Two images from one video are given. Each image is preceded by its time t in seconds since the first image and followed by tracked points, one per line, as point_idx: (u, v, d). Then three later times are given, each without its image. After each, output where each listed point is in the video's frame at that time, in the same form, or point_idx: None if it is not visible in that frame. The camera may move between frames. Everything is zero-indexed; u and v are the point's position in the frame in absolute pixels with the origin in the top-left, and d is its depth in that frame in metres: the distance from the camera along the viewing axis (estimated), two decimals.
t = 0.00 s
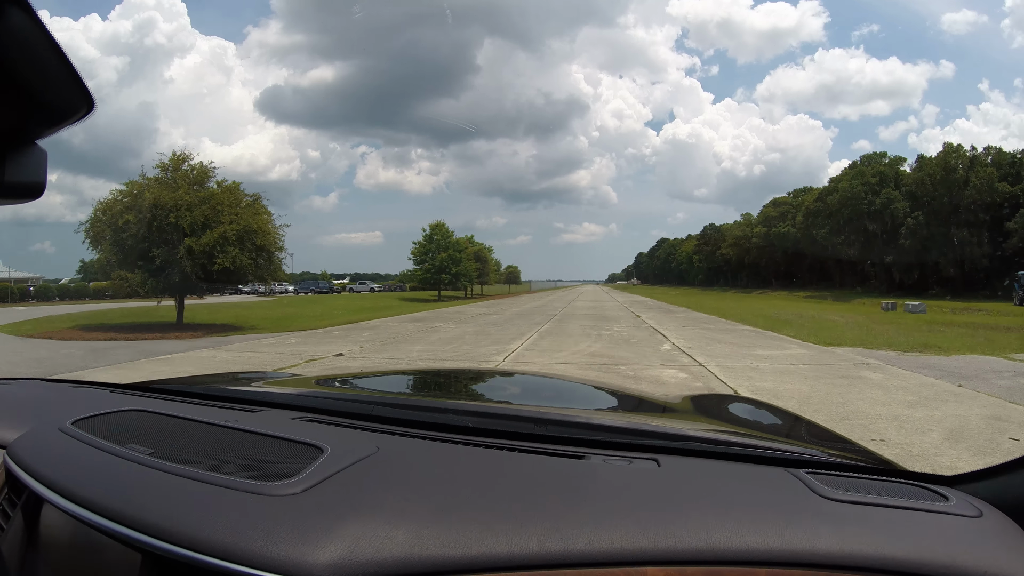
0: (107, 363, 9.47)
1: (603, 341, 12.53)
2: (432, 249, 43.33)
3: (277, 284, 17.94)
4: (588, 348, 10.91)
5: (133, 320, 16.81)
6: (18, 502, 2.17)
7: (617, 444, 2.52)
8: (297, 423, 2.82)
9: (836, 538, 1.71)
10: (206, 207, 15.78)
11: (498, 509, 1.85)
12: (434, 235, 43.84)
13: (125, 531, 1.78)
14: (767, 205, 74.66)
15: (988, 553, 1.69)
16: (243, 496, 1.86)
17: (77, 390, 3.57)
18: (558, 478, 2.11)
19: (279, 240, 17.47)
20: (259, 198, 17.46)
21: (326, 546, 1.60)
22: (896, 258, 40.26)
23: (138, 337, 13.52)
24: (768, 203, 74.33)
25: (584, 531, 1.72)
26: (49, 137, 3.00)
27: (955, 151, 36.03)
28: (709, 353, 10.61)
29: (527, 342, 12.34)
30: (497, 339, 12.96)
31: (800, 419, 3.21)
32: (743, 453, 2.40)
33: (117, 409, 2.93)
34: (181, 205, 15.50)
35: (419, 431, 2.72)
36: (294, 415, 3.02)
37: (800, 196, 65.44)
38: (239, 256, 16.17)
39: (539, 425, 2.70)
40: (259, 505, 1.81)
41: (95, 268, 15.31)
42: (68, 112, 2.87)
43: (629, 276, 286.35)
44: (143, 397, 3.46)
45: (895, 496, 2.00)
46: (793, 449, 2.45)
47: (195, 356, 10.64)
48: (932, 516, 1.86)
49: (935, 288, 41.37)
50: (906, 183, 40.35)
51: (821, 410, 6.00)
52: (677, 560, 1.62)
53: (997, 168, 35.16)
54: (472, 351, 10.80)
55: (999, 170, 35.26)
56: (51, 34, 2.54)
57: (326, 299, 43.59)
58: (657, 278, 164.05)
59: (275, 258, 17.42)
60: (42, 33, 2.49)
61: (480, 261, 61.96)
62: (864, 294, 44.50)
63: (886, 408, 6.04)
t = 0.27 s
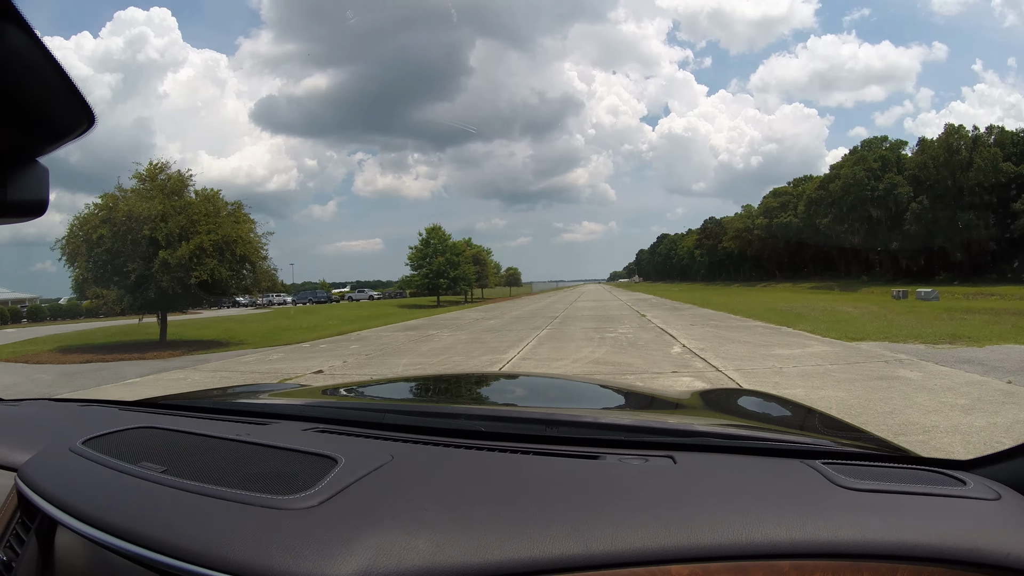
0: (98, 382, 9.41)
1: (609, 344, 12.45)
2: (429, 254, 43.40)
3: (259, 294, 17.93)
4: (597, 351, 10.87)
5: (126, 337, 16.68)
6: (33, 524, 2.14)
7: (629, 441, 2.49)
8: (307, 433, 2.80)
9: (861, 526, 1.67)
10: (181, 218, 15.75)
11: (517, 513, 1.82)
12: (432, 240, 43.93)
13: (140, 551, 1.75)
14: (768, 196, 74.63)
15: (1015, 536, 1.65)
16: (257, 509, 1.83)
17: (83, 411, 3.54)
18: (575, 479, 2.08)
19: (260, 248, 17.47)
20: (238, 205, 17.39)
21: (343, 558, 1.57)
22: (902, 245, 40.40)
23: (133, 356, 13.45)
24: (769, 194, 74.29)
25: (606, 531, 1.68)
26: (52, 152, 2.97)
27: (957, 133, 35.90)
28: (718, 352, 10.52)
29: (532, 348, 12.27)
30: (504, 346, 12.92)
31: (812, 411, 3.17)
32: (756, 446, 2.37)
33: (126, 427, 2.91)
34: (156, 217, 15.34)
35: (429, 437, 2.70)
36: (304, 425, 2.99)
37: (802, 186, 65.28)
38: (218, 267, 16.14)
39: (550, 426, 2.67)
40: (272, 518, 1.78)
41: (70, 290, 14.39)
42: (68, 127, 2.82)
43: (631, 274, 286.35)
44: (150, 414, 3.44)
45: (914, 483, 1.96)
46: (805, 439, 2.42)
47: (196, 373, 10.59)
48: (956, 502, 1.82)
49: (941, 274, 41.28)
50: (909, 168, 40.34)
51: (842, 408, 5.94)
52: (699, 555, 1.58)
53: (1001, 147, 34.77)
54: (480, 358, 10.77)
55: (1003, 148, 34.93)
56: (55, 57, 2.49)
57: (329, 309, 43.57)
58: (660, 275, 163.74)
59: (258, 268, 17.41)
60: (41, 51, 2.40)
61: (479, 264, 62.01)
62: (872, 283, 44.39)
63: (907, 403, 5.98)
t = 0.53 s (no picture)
0: (102, 370, 9.54)
1: (615, 334, 12.49)
2: (431, 238, 43.45)
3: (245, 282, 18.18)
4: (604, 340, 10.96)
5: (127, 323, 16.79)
6: (43, 501, 2.24)
7: (629, 426, 2.56)
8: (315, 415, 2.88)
9: (851, 515, 1.74)
10: (165, 200, 15.37)
11: (514, 494, 1.89)
12: (434, 224, 43.76)
13: (150, 526, 1.84)
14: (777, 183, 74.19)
15: (1001, 526, 1.72)
16: (265, 487, 1.92)
17: (93, 391, 3.65)
18: (573, 461, 2.15)
19: (248, 233, 17.62)
20: (227, 188, 17.41)
21: (346, 535, 1.65)
22: (913, 234, 40.54)
23: (134, 342, 13.59)
24: (778, 180, 73.84)
25: (599, 513, 1.75)
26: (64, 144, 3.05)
27: (971, 120, 35.51)
28: (726, 344, 10.51)
29: (538, 337, 12.32)
30: (511, 334, 13.04)
31: (813, 399, 3.23)
32: (755, 433, 2.43)
33: (134, 407, 2.99)
34: (138, 202, 14.67)
35: (435, 419, 2.77)
36: (311, 406, 3.08)
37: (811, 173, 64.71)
38: (201, 252, 16.10)
39: (553, 409, 2.74)
40: (283, 497, 1.85)
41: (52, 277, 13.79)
42: (77, 121, 2.86)
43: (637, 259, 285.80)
44: (159, 395, 3.53)
45: (909, 474, 2.03)
46: (805, 428, 2.48)
47: (203, 360, 10.76)
48: (947, 494, 1.88)
49: (951, 264, 41.43)
50: (920, 155, 40.34)
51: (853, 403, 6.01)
52: (693, 539, 1.66)
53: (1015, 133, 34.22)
54: (486, 345, 10.90)
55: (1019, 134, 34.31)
56: (66, 56, 2.56)
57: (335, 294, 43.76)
58: (667, 261, 163.17)
59: (247, 253, 17.66)
60: (51, 46, 2.46)
61: (483, 249, 62.07)
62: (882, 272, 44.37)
63: (916, 398, 6.04)
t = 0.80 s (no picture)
0: (91, 370, 9.41)
1: (615, 338, 12.44)
2: (428, 237, 43.45)
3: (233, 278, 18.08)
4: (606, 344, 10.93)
5: (115, 322, 16.58)
6: (41, 498, 2.25)
7: (628, 426, 2.56)
8: (313, 413, 2.87)
9: (851, 516, 1.74)
10: (150, 195, 14.79)
11: (514, 493, 1.89)
12: (431, 222, 43.67)
13: (147, 525, 1.83)
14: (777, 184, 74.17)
15: (999, 528, 1.72)
16: (262, 484, 1.91)
17: (91, 388, 3.64)
18: (571, 461, 2.15)
19: (233, 230, 17.39)
20: (213, 183, 17.23)
21: (344, 533, 1.65)
22: (915, 237, 40.45)
23: (121, 343, 13.42)
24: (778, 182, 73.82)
25: (600, 512, 1.76)
26: (61, 140, 3.02)
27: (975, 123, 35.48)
28: (731, 349, 10.45)
29: (538, 340, 12.24)
30: (511, 337, 13.00)
31: (813, 401, 3.23)
32: (754, 434, 2.44)
33: (132, 405, 2.98)
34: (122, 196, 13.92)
35: (434, 418, 2.77)
36: (310, 405, 3.07)
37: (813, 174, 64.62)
38: (185, 248, 15.72)
39: (552, 409, 2.74)
40: (281, 495, 1.85)
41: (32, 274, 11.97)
42: (76, 116, 2.87)
43: (637, 260, 285.88)
44: (158, 393, 3.53)
45: (908, 476, 2.03)
46: (804, 429, 2.48)
47: (188, 360, 10.61)
48: (946, 496, 1.88)
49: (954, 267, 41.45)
50: (924, 157, 40.17)
51: (862, 407, 5.98)
52: (693, 538, 1.66)
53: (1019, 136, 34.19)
54: (486, 345, 10.86)
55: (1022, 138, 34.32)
56: (65, 47, 2.55)
57: (333, 293, 43.62)
58: (667, 262, 163.09)
59: (232, 251, 17.46)
60: (51, 40, 2.46)
61: (481, 248, 61.90)
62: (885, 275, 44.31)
63: (925, 402, 6.01)
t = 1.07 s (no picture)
0: (88, 396, 9.30)
1: (621, 341, 12.41)
2: (425, 246, 43.54)
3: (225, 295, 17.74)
4: (613, 348, 10.91)
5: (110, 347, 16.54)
6: (57, 528, 2.26)
7: (642, 425, 2.57)
8: (326, 427, 2.88)
9: (872, 502, 1.75)
10: (132, 212, 13.64)
11: (534, 498, 1.90)
12: (427, 230, 43.78)
13: (169, 550, 1.84)
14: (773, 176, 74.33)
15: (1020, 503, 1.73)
16: (282, 503, 1.92)
17: (101, 414, 3.65)
18: (590, 464, 2.16)
19: (221, 249, 17.12)
20: (201, 201, 16.92)
21: (367, 547, 1.66)
22: (915, 223, 40.45)
23: (115, 368, 13.32)
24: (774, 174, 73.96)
25: (620, 514, 1.77)
26: (62, 159, 3.02)
27: (969, 105, 35.63)
28: (742, 347, 10.39)
29: (543, 346, 12.21)
30: (515, 344, 12.99)
31: (823, 389, 3.24)
32: (769, 426, 2.44)
33: (143, 429, 2.99)
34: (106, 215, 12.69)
35: (448, 427, 2.78)
36: (322, 420, 3.08)
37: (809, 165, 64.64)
38: (171, 268, 15.28)
39: (565, 412, 2.76)
40: (301, 511, 1.86)
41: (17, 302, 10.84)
42: (78, 135, 2.88)
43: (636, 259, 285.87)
44: (167, 415, 3.53)
45: (926, 459, 2.04)
46: (817, 418, 2.50)
47: (174, 385, 10.37)
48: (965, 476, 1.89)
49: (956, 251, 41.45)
50: (920, 142, 40.22)
51: (877, 395, 5.98)
52: (715, 534, 1.67)
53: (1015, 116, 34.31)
54: (491, 353, 10.84)
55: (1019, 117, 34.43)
56: (62, 65, 2.56)
57: (334, 306, 43.56)
58: (667, 258, 163.09)
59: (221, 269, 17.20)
60: (47, 58, 2.47)
61: (478, 254, 61.84)
62: (887, 262, 44.25)
63: (941, 388, 6.00)
